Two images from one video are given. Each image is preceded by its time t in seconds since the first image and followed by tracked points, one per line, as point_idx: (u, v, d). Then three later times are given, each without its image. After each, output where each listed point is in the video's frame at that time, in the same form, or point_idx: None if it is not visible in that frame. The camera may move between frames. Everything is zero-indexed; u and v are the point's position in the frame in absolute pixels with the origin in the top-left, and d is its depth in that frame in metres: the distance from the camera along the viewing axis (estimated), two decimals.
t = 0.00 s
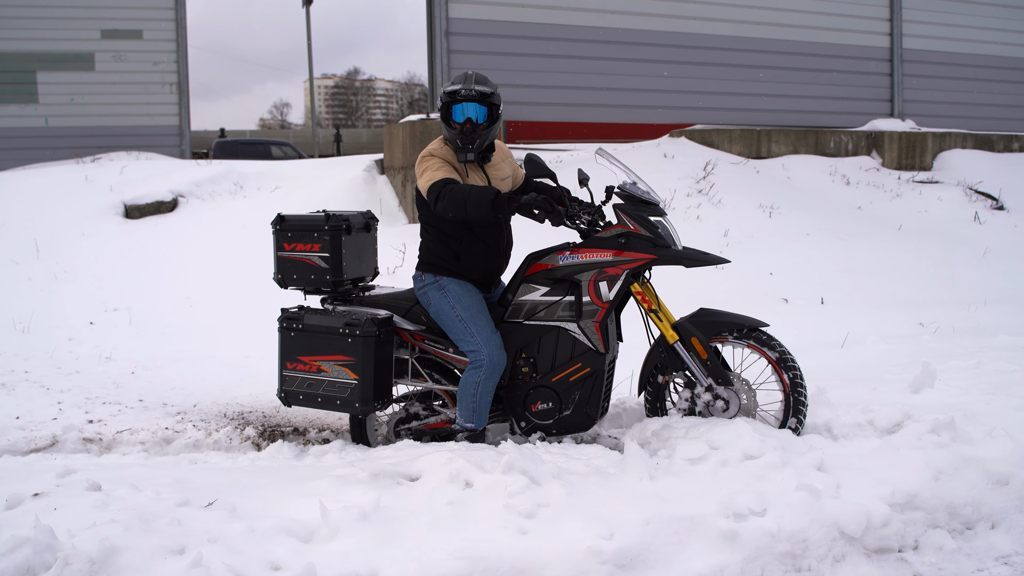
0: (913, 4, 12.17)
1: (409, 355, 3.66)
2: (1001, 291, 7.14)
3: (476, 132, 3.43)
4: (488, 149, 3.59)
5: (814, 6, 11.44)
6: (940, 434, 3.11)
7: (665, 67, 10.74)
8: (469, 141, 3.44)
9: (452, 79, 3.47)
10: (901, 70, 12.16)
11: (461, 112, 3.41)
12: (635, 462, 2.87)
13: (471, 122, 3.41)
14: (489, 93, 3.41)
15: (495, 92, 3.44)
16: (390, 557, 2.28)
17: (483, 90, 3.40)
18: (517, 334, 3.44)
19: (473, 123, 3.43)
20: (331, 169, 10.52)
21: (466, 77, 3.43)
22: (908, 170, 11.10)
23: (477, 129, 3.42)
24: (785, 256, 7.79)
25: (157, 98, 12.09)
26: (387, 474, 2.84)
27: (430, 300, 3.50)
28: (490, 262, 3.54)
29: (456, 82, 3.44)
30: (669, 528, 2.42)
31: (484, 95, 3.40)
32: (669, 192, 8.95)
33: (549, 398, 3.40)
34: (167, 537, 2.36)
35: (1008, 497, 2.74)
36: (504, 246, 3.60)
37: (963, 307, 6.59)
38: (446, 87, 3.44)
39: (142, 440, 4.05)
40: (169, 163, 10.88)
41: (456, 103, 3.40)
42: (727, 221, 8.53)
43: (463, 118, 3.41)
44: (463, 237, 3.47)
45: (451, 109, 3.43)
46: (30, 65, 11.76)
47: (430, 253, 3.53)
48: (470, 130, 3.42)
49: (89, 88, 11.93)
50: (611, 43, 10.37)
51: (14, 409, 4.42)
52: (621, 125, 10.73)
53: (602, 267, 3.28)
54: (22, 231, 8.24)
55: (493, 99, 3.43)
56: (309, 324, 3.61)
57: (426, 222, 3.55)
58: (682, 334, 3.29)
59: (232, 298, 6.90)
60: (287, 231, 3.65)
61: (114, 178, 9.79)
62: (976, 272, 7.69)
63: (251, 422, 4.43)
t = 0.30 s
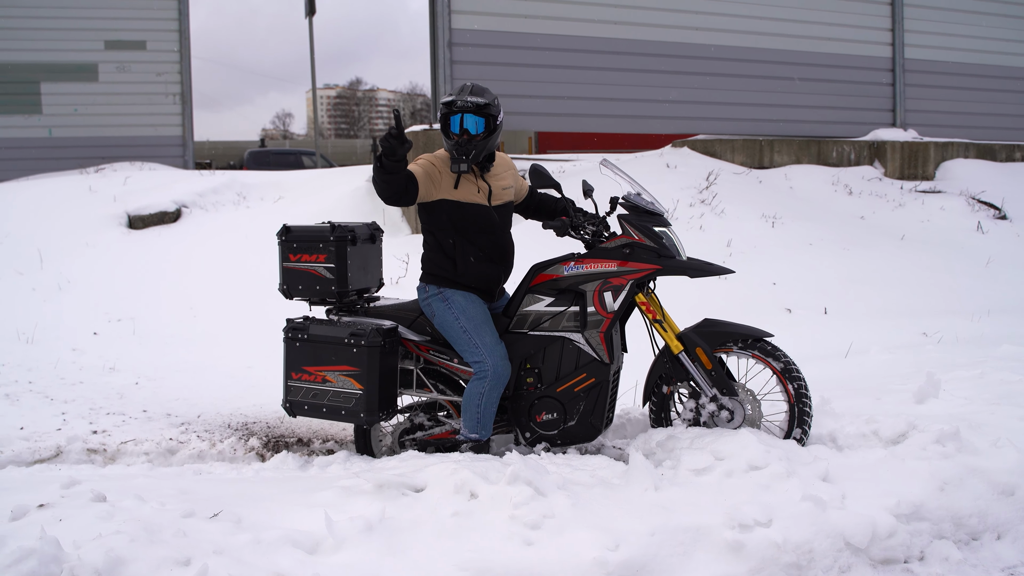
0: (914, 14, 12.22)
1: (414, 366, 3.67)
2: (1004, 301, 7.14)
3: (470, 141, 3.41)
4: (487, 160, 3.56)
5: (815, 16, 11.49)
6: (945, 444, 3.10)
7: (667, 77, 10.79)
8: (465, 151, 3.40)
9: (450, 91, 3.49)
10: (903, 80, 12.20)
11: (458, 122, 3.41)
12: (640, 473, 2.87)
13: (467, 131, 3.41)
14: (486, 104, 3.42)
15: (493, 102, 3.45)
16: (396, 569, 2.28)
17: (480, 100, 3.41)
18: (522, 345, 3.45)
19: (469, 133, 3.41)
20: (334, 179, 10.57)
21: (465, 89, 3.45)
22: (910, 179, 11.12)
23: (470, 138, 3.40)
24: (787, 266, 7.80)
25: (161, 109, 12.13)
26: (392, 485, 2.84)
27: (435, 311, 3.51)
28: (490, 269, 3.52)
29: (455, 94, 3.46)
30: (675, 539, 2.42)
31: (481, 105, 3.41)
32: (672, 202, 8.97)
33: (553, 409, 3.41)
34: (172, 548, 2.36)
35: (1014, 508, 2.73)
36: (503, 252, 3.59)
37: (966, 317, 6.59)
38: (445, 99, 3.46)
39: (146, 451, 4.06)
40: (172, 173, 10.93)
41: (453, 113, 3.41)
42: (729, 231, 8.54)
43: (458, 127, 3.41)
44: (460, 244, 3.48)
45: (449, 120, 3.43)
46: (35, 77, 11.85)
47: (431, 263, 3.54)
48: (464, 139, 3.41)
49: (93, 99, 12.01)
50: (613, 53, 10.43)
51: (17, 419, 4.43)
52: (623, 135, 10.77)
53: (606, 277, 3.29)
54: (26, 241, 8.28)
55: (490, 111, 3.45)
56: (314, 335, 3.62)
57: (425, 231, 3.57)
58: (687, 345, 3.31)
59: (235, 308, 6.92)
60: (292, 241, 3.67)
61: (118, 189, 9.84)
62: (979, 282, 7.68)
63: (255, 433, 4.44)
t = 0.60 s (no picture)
0: (918, 18, 12.23)
1: (418, 369, 3.67)
2: (1008, 305, 7.13)
3: (477, 145, 3.43)
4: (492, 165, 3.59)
5: (818, 20, 11.50)
6: (948, 449, 3.11)
7: (670, 81, 10.80)
8: (474, 156, 3.43)
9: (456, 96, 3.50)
10: (906, 84, 12.21)
11: (465, 127, 3.44)
12: (644, 476, 2.87)
13: (475, 136, 3.43)
14: (493, 109, 3.45)
15: (500, 107, 3.48)
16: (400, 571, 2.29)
17: (488, 106, 3.43)
18: (526, 348, 3.46)
19: (478, 138, 3.44)
20: (337, 183, 10.60)
21: (470, 94, 3.46)
22: (913, 183, 11.12)
23: (478, 142, 3.42)
24: (790, 270, 7.80)
25: (164, 112, 12.20)
26: (397, 488, 2.85)
27: (439, 314, 3.52)
28: (493, 271, 3.53)
29: (460, 99, 3.47)
30: (679, 542, 2.42)
31: (488, 110, 3.43)
32: (675, 206, 8.99)
33: (557, 412, 3.41)
34: (179, 550, 2.37)
35: (1018, 512, 2.73)
36: (506, 253, 3.60)
37: (969, 321, 6.59)
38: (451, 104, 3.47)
39: (151, 453, 4.07)
40: (176, 176, 10.97)
41: (460, 119, 3.43)
42: (732, 234, 8.55)
43: (465, 132, 3.43)
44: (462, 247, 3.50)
45: (456, 125, 3.45)
46: (39, 80, 11.90)
47: (433, 266, 3.55)
48: (472, 144, 3.43)
49: (97, 102, 12.05)
50: (616, 57, 10.45)
51: (22, 421, 4.45)
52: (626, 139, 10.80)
53: (610, 281, 3.30)
54: (30, 244, 8.31)
55: (497, 115, 3.47)
56: (319, 338, 3.64)
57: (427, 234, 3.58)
58: (691, 349, 3.31)
59: (238, 311, 6.94)
60: (297, 244, 3.68)
61: (122, 192, 9.88)
62: (983, 286, 7.67)
63: (259, 436, 4.45)
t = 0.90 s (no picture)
0: (918, 24, 12.25)
1: (419, 374, 3.69)
2: (1009, 311, 7.13)
3: (487, 153, 3.51)
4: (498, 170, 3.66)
5: (818, 26, 11.54)
6: (948, 454, 3.12)
7: (671, 87, 10.83)
8: (484, 163, 3.52)
9: (464, 101, 3.53)
10: (907, 90, 12.25)
11: (475, 134, 3.48)
12: (644, 481, 2.88)
13: (485, 143, 3.49)
14: (502, 116, 3.50)
15: (507, 113, 3.53)
16: None
17: (498, 113, 3.48)
18: (527, 353, 3.47)
19: (487, 144, 3.49)
20: (339, 187, 10.62)
21: (478, 100, 3.50)
22: (914, 190, 11.14)
23: (488, 150, 3.50)
24: (792, 276, 7.82)
25: (165, 117, 12.23)
26: (398, 493, 2.86)
27: (441, 320, 3.55)
28: (496, 279, 3.55)
29: (469, 105, 3.51)
30: (679, 547, 2.43)
31: (497, 117, 3.48)
32: (676, 212, 9.01)
33: (558, 417, 3.42)
34: (180, 554, 2.38)
35: (1018, 518, 2.73)
36: (511, 264, 3.61)
37: (970, 327, 6.60)
38: (459, 110, 3.51)
39: (152, 457, 4.08)
40: (177, 181, 10.99)
41: (469, 125, 3.47)
42: (733, 240, 8.57)
43: (475, 140, 3.48)
44: (467, 255, 3.51)
45: (464, 131, 3.50)
46: (41, 84, 11.95)
47: (436, 273, 3.59)
48: (482, 151, 3.50)
49: (98, 106, 12.09)
50: (617, 63, 10.48)
51: (23, 425, 4.46)
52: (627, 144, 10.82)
53: (612, 287, 3.31)
54: (32, 248, 8.33)
55: (505, 122, 3.52)
56: (321, 342, 3.65)
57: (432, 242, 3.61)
58: (692, 354, 3.32)
59: (239, 315, 6.96)
60: (299, 250, 3.70)
61: (124, 196, 9.90)
62: (983, 293, 7.69)
63: (260, 440, 4.46)
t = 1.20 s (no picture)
0: (917, 28, 12.29)
1: (418, 375, 3.69)
2: (1007, 314, 7.15)
3: (493, 155, 3.53)
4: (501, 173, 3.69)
5: (817, 29, 11.56)
6: (944, 456, 3.13)
7: (670, 89, 10.85)
8: (491, 165, 3.54)
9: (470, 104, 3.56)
10: (905, 93, 12.28)
11: (481, 136, 3.50)
12: (642, 483, 2.89)
13: (492, 146, 3.51)
14: (510, 119, 3.53)
15: (514, 117, 3.57)
16: None
17: (505, 116, 3.51)
18: (526, 355, 3.48)
19: (494, 147, 3.52)
20: (338, 189, 10.64)
21: (485, 104, 3.55)
22: (912, 192, 11.16)
23: (495, 153, 3.53)
24: (790, 278, 7.84)
25: (165, 118, 12.26)
26: (397, 494, 2.87)
27: (440, 322, 3.56)
28: (495, 282, 3.57)
29: (476, 107, 3.54)
30: (676, 548, 2.44)
31: (506, 121, 3.52)
32: (675, 214, 9.03)
33: (556, 418, 3.44)
34: (179, 555, 2.39)
35: (1014, 520, 2.75)
36: (511, 266, 3.64)
37: (968, 330, 6.61)
38: (467, 111, 3.53)
39: (151, 459, 4.09)
40: (176, 182, 11.00)
41: (478, 127, 3.49)
42: (732, 243, 8.58)
43: (482, 142, 3.50)
44: (468, 257, 3.53)
45: (472, 133, 3.51)
46: (40, 86, 11.96)
47: (435, 275, 3.60)
48: (488, 154, 3.52)
49: (98, 108, 12.11)
50: (616, 66, 10.51)
51: (23, 427, 4.47)
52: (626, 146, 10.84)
53: (610, 289, 3.32)
54: (31, 250, 8.34)
55: (512, 125, 3.56)
56: (320, 344, 3.66)
57: (432, 244, 3.63)
58: (689, 356, 3.34)
59: (239, 317, 6.97)
60: (299, 251, 3.71)
61: (123, 198, 9.91)
62: (982, 296, 7.71)
63: (259, 442, 4.47)
